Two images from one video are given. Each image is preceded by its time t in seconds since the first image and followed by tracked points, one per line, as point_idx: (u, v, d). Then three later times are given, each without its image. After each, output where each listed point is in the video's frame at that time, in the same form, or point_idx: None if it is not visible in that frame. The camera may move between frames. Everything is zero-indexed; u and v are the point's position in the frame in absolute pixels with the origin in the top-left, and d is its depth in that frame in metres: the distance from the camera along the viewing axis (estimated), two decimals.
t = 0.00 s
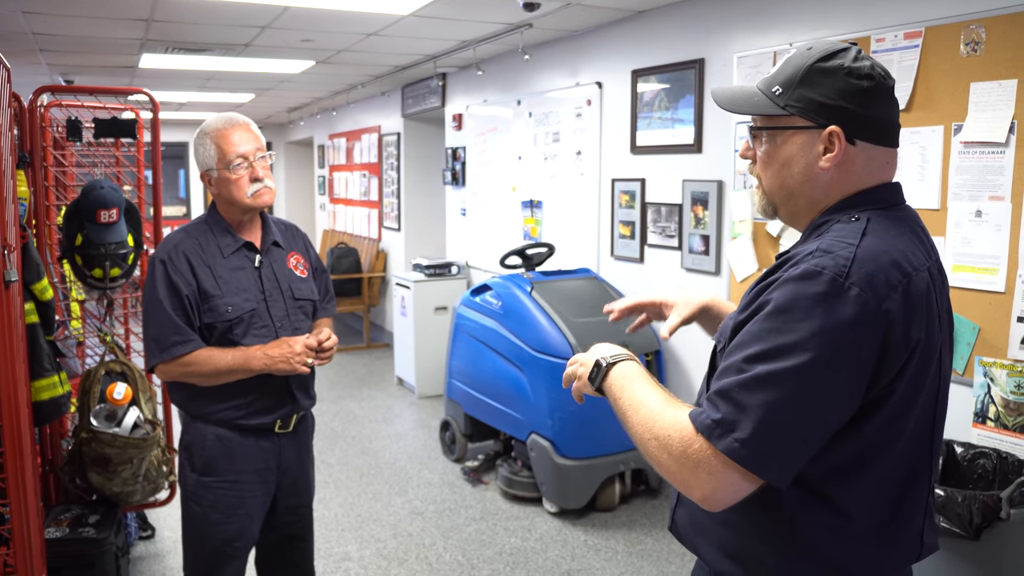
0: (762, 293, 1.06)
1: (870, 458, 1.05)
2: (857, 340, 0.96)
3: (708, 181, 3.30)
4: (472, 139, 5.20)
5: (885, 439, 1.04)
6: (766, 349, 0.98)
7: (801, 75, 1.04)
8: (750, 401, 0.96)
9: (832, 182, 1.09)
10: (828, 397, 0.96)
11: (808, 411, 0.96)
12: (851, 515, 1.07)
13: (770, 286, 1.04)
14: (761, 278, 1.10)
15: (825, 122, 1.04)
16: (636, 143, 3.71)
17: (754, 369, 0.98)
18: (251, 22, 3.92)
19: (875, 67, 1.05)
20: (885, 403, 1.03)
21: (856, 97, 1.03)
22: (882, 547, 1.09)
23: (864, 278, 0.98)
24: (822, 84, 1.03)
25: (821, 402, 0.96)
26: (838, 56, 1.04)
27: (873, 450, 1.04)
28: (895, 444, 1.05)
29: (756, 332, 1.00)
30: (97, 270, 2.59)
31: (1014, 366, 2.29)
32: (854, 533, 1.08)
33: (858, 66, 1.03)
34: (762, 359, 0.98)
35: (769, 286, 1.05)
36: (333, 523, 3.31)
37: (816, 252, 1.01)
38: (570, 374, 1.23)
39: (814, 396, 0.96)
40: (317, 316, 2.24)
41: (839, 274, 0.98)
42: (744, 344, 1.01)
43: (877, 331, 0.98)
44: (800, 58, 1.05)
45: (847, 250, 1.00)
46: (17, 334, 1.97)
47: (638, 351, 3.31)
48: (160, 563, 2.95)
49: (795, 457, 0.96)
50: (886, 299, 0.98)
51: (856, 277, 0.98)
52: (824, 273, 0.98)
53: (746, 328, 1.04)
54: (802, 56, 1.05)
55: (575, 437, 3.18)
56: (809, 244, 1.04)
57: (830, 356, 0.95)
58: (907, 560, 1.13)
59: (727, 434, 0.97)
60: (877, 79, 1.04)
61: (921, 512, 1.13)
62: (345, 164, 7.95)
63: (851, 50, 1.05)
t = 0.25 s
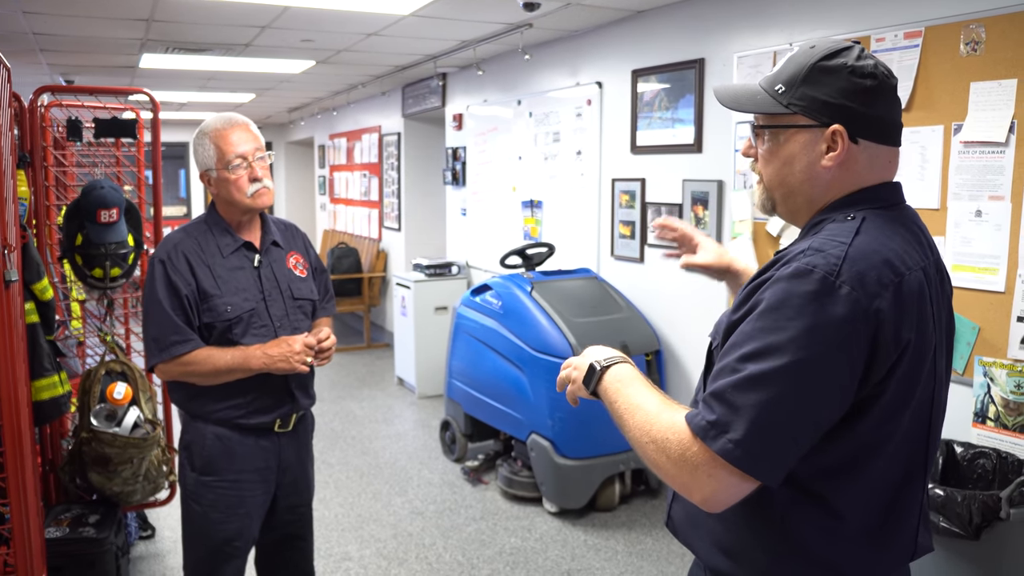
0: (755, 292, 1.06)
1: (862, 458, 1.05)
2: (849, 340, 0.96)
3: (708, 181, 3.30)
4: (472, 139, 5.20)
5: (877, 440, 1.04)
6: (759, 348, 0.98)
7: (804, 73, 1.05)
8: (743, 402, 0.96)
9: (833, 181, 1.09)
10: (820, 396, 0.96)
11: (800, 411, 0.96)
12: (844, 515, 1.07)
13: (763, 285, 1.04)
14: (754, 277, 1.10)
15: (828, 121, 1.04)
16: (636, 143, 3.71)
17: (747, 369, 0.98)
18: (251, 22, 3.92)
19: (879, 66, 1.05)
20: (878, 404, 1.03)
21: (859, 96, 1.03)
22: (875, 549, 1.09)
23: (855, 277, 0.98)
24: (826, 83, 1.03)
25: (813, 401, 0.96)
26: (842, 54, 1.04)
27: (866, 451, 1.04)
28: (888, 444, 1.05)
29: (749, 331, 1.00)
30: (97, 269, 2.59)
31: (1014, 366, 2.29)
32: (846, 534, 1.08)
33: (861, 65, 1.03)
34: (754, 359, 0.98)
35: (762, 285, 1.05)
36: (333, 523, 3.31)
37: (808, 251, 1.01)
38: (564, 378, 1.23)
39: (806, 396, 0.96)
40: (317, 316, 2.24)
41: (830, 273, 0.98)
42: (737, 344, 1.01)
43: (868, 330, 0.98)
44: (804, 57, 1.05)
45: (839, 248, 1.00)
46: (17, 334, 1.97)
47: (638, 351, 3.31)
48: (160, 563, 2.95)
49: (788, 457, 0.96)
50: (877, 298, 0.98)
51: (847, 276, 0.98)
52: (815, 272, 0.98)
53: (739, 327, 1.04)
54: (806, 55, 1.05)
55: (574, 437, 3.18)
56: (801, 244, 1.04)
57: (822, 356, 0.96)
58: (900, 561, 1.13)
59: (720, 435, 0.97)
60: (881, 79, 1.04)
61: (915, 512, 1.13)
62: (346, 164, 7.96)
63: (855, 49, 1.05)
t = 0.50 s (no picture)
0: (754, 291, 1.06)
1: (861, 457, 1.05)
2: (846, 339, 0.97)
3: (708, 181, 3.30)
4: (472, 139, 5.20)
5: (876, 440, 1.05)
6: (757, 348, 0.98)
7: (804, 74, 1.05)
8: (742, 402, 0.97)
9: (833, 181, 1.09)
10: (818, 395, 0.97)
11: (799, 410, 0.96)
12: (842, 515, 1.07)
13: (762, 284, 1.04)
14: (752, 277, 1.11)
15: (828, 122, 1.04)
16: (636, 143, 3.71)
17: (746, 368, 0.98)
18: (251, 23, 3.93)
19: (878, 67, 1.05)
20: (876, 403, 1.03)
21: (859, 97, 1.03)
22: (873, 548, 1.09)
23: (853, 276, 0.99)
24: (826, 84, 1.04)
25: (811, 401, 0.97)
26: (841, 55, 1.05)
27: (865, 450, 1.05)
28: (886, 444, 1.05)
29: (747, 331, 1.01)
30: (97, 269, 2.59)
31: (1013, 366, 2.30)
32: (845, 533, 1.08)
33: (861, 66, 1.03)
34: (753, 358, 0.98)
35: (760, 285, 1.05)
36: (334, 523, 3.31)
37: (806, 251, 1.02)
38: (562, 377, 1.23)
39: (805, 395, 0.96)
40: (317, 316, 2.24)
41: (828, 272, 0.98)
42: (736, 343, 1.01)
43: (866, 329, 0.98)
44: (803, 58, 1.05)
45: (836, 248, 1.01)
46: (18, 333, 1.97)
47: (638, 351, 3.32)
48: (160, 563, 2.96)
49: (785, 456, 0.97)
50: (875, 298, 0.99)
51: (845, 275, 0.98)
52: (813, 271, 0.99)
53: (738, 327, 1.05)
54: (805, 56, 1.05)
55: (574, 436, 3.18)
56: (799, 244, 1.05)
57: (820, 355, 0.96)
58: (897, 560, 1.13)
59: (720, 434, 0.97)
60: (880, 79, 1.05)
61: (913, 511, 1.13)
62: (346, 164, 7.96)
63: (854, 50, 1.06)
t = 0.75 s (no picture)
0: (758, 292, 1.07)
1: (864, 457, 1.06)
2: (852, 339, 0.98)
3: (708, 181, 3.31)
4: (472, 139, 5.20)
5: (878, 439, 1.05)
6: (763, 348, 0.98)
7: (796, 78, 1.05)
8: (750, 402, 0.97)
9: (828, 184, 1.10)
10: (825, 395, 0.97)
11: (806, 410, 0.97)
12: (845, 514, 1.08)
13: (767, 285, 1.04)
14: (756, 278, 1.11)
15: (821, 125, 1.05)
16: (635, 143, 3.72)
17: (753, 368, 0.98)
18: (251, 23, 3.93)
19: (869, 69, 1.06)
20: (879, 403, 1.04)
21: (850, 100, 1.04)
22: (875, 546, 1.10)
23: (857, 276, 0.99)
24: (817, 88, 1.04)
25: (818, 401, 0.97)
26: (832, 58, 1.05)
27: (868, 449, 1.05)
28: (889, 443, 1.06)
29: (753, 331, 1.01)
30: (98, 270, 2.59)
31: (1012, 366, 2.30)
32: (847, 532, 1.09)
33: (852, 69, 1.04)
34: (760, 358, 0.98)
35: (765, 285, 1.06)
36: (334, 522, 3.32)
37: (811, 251, 1.02)
38: (561, 378, 1.24)
39: (812, 395, 0.97)
40: (318, 316, 2.25)
41: (833, 272, 0.99)
42: (742, 344, 1.02)
43: (871, 329, 0.99)
44: (794, 62, 1.06)
45: (841, 248, 1.01)
46: (19, 333, 1.98)
47: (638, 351, 3.32)
48: (161, 563, 2.96)
49: (793, 455, 0.97)
50: (879, 297, 0.99)
51: (850, 275, 0.99)
52: (818, 272, 0.99)
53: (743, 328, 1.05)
54: (796, 60, 1.06)
55: (574, 436, 3.19)
56: (803, 244, 1.05)
57: (827, 355, 0.97)
58: (898, 558, 1.14)
59: (728, 435, 0.98)
60: (872, 81, 1.05)
61: (913, 510, 1.14)
62: (345, 164, 7.96)
63: (845, 52, 1.06)
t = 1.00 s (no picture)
0: (764, 291, 1.07)
1: (868, 454, 1.06)
2: (858, 337, 0.98)
3: (708, 181, 3.31)
4: (472, 139, 5.21)
5: (883, 437, 1.05)
6: (772, 347, 0.99)
7: (791, 80, 1.06)
8: (760, 401, 0.97)
9: (825, 185, 1.10)
10: (833, 393, 0.97)
11: (815, 408, 0.97)
12: (850, 511, 1.08)
13: (773, 284, 1.04)
14: (760, 277, 1.11)
15: (816, 127, 1.05)
16: (635, 143, 3.72)
17: (762, 367, 0.98)
18: (251, 23, 3.93)
19: (864, 69, 1.05)
20: (884, 400, 1.04)
21: (845, 101, 1.03)
22: (878, 543, 1.11)
23: (864, 274, 0.99)
24: (811, 89, 1.04)
25: (826, 399, 0.97)
26: (826, 59, 1.05)
27: (872, 446, 1.06)
28: (893, 440, 1.06)
29: (761, 330, 1.01)
30: (98, 269, 2.59)
31: (1013, 366, 2.30)
32: (851, 529, 1.09)
33: (846, 69, 1.04)
34: (768, 357, 0.99)
35: (771, 284, 1.06)
36: (334, 522, 3.32)
37: (817, 250, 1.02)
38: (563, 379, 1.24)
39: (821, 393, 0.97)
40: (319, 316, 2.25)
41: (840, 270, 0.99)
42: (750, 343, 1.02)
43: (878, 327, 0.99)
44: (788, 64, 1.06)
45: (846, 246, 1.01)
46: (19, 333, 1.98)
47: (638, 351, 3.32)
48: (161, 563, 2.96)
49: (802, 453, 0.98)
50: (886, 295, 0.99)
51: (856, 274, 0.99)
52: (825, 270, 0.99)
53: (750, 327, 1.05)
54: (790, 62, 1.06)
55: (574, 436, 3.19)
56: (808, 242, 1.05)
57: (834, 353, 0.97)
58: (902, 554, 1.14)
59: (738, 435, 0.98)
60: (866, 82, 1.05)
61: (916, 507, 1.14)
62: (345, 164, 7.96)
63: (840, 53, 1.06)
